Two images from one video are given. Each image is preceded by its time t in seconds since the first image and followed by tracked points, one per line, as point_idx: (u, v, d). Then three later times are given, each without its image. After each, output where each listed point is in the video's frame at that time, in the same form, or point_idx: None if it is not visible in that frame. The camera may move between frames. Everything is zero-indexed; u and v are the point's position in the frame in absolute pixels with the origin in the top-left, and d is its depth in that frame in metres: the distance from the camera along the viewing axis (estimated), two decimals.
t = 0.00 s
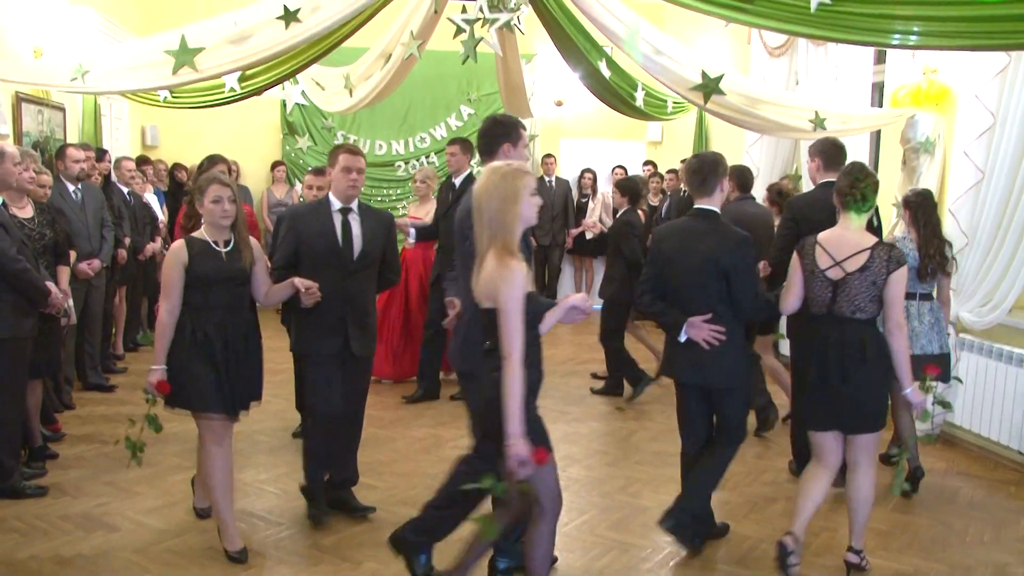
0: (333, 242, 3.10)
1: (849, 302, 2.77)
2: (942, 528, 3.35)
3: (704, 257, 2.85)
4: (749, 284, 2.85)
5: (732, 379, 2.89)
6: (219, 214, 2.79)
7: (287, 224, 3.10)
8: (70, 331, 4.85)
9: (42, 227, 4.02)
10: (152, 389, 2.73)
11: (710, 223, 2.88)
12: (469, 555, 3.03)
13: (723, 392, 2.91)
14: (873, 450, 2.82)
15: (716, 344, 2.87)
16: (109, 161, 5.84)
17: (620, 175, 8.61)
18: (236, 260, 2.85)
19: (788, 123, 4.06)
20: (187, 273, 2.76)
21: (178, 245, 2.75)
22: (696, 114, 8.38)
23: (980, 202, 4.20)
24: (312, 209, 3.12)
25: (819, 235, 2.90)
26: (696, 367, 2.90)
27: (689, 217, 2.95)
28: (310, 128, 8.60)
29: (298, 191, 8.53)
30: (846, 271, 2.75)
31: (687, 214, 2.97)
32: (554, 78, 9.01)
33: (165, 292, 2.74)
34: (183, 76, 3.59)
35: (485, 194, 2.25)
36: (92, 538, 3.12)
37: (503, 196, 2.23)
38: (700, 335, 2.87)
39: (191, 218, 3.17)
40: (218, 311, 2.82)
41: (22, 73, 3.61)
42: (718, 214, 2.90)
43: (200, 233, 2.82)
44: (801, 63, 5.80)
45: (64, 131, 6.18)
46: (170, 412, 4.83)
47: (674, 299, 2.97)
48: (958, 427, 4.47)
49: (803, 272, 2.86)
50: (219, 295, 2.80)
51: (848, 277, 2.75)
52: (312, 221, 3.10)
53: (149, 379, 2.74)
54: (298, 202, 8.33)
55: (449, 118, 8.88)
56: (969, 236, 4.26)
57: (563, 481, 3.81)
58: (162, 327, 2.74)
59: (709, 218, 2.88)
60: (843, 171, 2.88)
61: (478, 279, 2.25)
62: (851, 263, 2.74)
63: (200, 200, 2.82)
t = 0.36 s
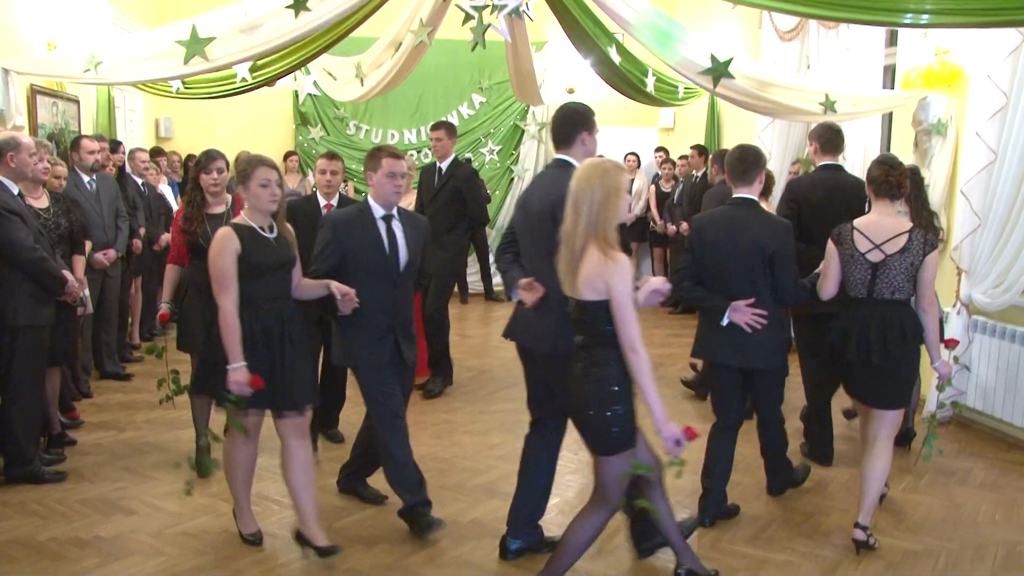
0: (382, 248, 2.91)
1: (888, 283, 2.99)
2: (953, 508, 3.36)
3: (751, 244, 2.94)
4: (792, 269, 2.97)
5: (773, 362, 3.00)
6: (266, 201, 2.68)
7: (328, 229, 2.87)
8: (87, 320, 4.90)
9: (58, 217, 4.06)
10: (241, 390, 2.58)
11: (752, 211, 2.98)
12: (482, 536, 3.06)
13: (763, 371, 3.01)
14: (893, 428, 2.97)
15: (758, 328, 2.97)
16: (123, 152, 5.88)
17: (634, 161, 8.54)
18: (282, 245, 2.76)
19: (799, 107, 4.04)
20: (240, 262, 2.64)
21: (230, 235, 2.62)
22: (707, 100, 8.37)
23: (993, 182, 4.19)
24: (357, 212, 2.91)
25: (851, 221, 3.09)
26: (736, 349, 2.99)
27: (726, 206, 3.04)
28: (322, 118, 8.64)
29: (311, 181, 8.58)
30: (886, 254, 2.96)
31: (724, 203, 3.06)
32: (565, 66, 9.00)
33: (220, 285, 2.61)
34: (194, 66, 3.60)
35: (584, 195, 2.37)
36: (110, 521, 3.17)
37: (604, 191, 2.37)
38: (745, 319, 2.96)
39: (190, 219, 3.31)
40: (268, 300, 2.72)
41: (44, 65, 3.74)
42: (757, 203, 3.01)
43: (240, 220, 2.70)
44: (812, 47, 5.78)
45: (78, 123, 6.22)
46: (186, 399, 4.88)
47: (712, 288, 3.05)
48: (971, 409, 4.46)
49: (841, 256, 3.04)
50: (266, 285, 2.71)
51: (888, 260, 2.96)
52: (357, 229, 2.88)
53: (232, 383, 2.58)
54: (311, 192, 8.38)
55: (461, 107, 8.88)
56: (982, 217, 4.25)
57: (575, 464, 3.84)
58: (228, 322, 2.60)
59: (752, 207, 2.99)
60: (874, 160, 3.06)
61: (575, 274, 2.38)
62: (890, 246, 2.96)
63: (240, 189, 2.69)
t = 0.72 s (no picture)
0: (425, 236, 2.84)
1: (891, 263, 3.45)
2: (940, 503, 3.40)
3: (785, 232, 3.17)
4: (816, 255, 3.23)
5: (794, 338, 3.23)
6: (330, 202, 2.62)
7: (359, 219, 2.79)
8: (82, 319, 4.93)
9: (53, 216, 4.08)
10: (297, 400, 2.50)
11: (778, 199, 3.20)
12: (474, 531, 3.10)
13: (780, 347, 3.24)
14: (902, 390, 3.49)
15: (785, 306, 3.19)
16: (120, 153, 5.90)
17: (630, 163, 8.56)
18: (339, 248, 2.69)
19: (790, 107, 4.08)
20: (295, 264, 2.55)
21: (288, 239, 2.54)
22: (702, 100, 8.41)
23: (981, 182, 4.23)
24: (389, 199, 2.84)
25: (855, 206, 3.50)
26: (767, 326, 3.21)
27: (752, 194, 3.24)
28: (319, 118, 8.69)
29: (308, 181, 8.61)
30: (889, 238, 3.41)
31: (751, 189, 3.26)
32: (561, 66, 9.04)
33: (278, 291, 2.51)
34: (190, 66, 3.63)
35: (671, 177, 2.45)
36: (105, 518, 3.19)
37: (691, 176, 2.45)
38: (773, 298, 3.16)
39: (177, 213, 3.28)
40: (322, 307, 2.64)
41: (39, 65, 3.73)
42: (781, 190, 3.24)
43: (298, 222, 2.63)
44: (805, 47, 5.80)
45: (74, 123, 6.24)
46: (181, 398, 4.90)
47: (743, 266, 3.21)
48: (961, 407, 4.50)
49: (849, 239, 3.46)
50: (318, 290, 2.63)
51: (891, 243, 3.42)
52: (392, 218, 2.80)
53: (287, 393, 2.50)
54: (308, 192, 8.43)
55: (457, 107, 8.91)
56: (970, 216, 4.29)
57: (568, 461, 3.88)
58: (283, 335, 2.49)
59: (778, 194, 3.21)
60: (875, 150, 3.41)
61: (662, 257, 2.45)
62: (893, 231, 3.40)
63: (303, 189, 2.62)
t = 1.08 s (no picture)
0: (479, 227, 2.76)
1: (892, 249, 3.50)
2: (935, 485, 3.44)
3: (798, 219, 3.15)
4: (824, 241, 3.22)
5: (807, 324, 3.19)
6: (406, 202, 2.48)
7: (417, 212, 2.68)
8: (83, 309, 4.96)
9: (53, 206, 4.10)
10: (367, 412, 2.32)
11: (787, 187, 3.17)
12: (474, 515, 3.13)
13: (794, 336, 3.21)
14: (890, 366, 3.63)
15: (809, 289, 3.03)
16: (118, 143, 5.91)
17: (627, 150, 8.76)
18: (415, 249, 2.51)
19: (784, 92, 4.09)
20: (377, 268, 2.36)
21: (372, 236, 2.37)
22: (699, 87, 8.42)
23: (975, 167, 4.25)
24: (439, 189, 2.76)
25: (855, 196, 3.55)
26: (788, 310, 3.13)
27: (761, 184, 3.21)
28: (316, 107, 8.67)
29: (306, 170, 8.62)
30: (891, 225, 3.47)
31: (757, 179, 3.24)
32: (558, 54, 9.03)
33: (354, 290, 2.32)
34: (186, 56, 3.64)
35: (757, 175, 2.56)
36: (107, 505, 3.22)
37: (775, 175, 2.57)
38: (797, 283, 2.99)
39: (196, 214, 3.03)
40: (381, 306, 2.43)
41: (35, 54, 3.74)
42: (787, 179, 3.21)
43: (373, 218, 2.44)
44: (801, 33, 5.80)
45: (72, 113, 6.25)
46: (182, 387, 4.94)
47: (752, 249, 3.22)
48: (955, 390, 4.54)
49: (852, 229, 3.51)
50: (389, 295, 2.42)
51: (892, 230, 3.48)
52: (448, 210, 2.72)
53: (360, 404, 2.31)
54: (306, 181, 8.45)
55: (454, 95, 8.91)
56: (965, 201, 4.31)
57: (567, 446, 3.91)
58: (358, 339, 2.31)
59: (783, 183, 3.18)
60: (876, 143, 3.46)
61: (749, 253, 2.59)
62: (894, 218, 3.47)
63: (383, 184, 2.45)
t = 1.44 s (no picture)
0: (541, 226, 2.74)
1: (892, 239, 3.56)
2: (934, 487, 3.45)
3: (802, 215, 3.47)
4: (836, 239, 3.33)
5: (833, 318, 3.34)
6: (503, 194, 2.37)
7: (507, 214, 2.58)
8: (85, 314, 4.98)
9: (56, 211, 4.12)
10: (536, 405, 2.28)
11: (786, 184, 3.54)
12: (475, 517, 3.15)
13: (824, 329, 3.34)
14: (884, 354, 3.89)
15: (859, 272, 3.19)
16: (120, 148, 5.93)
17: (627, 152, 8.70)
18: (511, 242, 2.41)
19: (783, 96, 4.11)
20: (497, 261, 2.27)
21: (490, 231, 2.26)
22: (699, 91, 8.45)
23: (973, 169, 4.28)
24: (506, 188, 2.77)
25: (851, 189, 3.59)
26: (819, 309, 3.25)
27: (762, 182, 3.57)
28: (317, 112, 8.71)
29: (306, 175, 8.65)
30: (892, 216, 3.53)
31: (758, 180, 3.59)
32: (558, 58, 9.06)
33: (476, 283, 2.23)
34: (189, 61, 3.67)
35: (821, 166, 2.85)
36: (110, 508, 3.24)
37: (837, 168, 2.87)
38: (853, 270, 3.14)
39: (227, 220, 2.73)
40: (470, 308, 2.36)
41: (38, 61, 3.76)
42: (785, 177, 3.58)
43: (473, 211, 2.31)
44: (800, 37, 5.83)
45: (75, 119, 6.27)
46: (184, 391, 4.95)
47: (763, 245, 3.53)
48: (955, 391, 4.56)
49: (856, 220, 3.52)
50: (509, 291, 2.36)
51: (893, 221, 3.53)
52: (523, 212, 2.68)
53: (527, 400, 2.27)
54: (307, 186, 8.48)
55: (454, 99, 8.94)
56: (964, 204, 4.33)
57: (568, 448, 3.93)
58: (501, 336, 2.24)
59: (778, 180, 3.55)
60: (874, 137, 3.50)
61: (818, 240, 2.87)
62: (896, 209, 3.52)
63: (484, 174, 2.34)
